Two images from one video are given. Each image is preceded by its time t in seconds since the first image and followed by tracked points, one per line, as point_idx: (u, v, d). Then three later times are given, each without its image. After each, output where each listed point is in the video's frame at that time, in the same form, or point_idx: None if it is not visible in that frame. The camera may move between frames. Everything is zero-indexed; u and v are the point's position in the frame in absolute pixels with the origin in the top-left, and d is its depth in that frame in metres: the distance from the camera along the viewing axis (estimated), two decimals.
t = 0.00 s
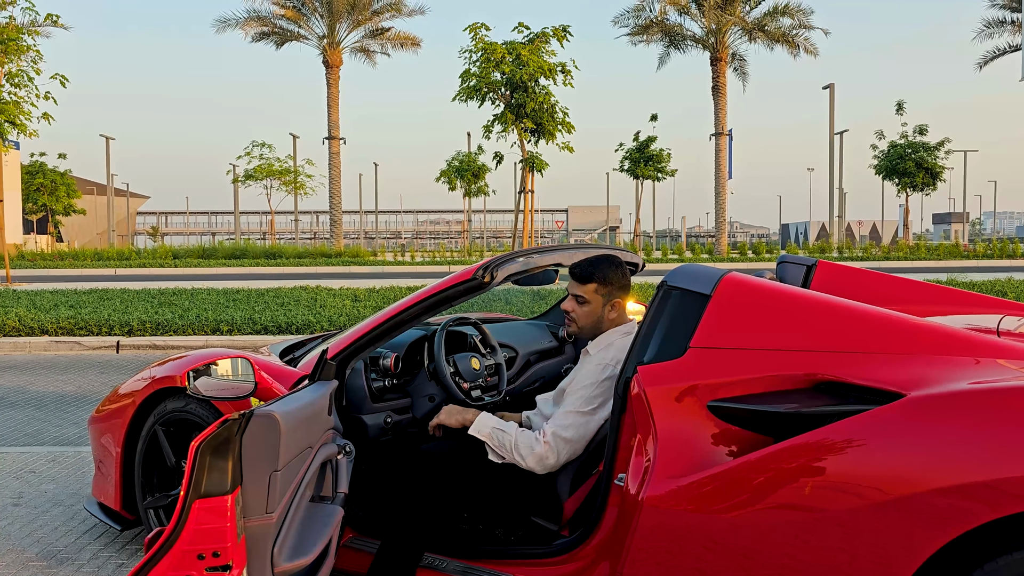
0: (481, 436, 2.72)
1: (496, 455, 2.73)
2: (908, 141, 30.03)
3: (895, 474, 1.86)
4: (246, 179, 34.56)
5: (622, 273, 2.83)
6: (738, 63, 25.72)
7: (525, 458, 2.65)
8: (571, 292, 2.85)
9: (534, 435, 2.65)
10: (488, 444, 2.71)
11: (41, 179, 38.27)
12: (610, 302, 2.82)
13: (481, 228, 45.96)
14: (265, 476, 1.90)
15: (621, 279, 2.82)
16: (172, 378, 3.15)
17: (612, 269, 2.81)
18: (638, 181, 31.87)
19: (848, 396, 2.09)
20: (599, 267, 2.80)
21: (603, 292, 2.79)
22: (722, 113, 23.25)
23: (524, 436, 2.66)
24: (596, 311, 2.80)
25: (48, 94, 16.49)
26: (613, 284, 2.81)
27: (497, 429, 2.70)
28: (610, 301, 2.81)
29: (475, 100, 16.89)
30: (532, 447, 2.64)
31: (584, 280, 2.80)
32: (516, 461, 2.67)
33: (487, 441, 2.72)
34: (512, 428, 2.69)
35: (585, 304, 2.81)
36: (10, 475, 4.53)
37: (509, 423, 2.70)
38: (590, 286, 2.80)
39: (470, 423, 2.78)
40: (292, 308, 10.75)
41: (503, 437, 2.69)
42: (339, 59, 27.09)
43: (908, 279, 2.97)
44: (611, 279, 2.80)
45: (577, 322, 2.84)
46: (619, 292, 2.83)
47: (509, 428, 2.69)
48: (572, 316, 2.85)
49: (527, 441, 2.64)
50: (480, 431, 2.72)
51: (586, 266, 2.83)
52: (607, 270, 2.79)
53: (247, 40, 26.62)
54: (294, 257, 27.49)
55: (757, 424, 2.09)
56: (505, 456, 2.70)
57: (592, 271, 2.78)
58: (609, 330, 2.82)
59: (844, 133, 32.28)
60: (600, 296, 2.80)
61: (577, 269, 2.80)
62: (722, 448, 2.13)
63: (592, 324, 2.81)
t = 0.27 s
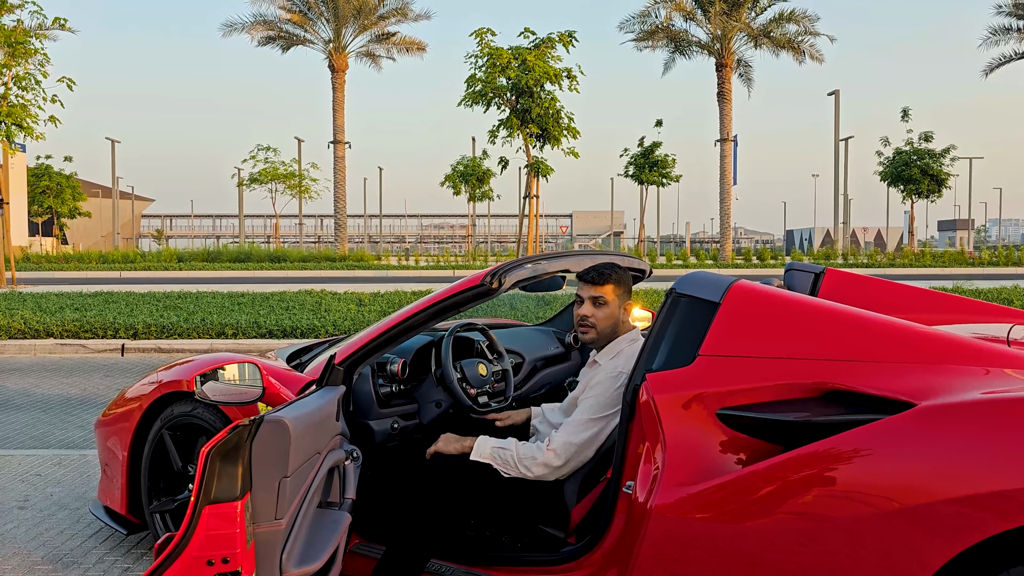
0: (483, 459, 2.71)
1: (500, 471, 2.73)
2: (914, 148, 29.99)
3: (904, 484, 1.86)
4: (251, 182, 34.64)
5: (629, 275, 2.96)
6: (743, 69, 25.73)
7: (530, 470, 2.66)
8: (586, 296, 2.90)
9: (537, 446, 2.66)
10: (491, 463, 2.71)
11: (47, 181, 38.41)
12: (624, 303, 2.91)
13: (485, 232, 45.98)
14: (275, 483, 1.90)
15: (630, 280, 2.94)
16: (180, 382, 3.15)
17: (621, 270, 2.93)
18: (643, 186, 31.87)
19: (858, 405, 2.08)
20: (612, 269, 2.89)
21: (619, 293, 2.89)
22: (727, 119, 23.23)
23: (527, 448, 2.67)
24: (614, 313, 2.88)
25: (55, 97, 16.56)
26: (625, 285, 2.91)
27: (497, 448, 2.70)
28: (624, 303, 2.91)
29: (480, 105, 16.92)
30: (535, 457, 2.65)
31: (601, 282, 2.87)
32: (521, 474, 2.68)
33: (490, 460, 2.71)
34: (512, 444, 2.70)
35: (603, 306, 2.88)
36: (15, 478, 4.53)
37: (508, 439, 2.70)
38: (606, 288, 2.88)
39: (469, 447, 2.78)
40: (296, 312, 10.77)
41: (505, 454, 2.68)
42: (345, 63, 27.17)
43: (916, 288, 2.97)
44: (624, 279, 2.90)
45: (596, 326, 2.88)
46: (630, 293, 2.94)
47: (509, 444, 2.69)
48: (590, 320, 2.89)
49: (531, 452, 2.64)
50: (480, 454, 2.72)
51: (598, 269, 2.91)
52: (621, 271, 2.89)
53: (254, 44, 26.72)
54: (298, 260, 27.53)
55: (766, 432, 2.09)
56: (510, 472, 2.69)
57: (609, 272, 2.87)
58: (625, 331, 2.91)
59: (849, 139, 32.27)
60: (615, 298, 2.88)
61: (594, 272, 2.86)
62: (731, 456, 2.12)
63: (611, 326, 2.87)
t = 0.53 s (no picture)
0: (488, 451, 2.72)
1: (505, 463, 2.75)
2: (917, 149, 29.94)
3: (911, 485, 1.85)
4: (254, 182, 34.67)
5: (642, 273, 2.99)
6: (746, 69, 25.71)
7: (536, 454, 2.69)
8: (602, 293, 2.91)
9: (542, 432, 2.70)
10: (496, 456, 2.72)
11: (50, 181, 38.44)
12: (638, 301, 2.94)
13: (488, 233, 45.98)
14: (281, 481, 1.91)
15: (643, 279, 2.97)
16: (185, 381, 3.15)
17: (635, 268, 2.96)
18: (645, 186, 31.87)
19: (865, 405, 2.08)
20: (628, 267, 2.92)
21: (635, 290, 2.91)
22: (730, 120, 23.20)
23: (531, 435, 2.70)
24: (629, 310, 2.90)
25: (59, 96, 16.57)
26: (639, 283, 2.94)
27: (500, 437, 2.73)
28: (639, 301, 2.93)
29: (483, 106, 16.92)
30: (541, 441, 2.69)
31: (618, 280, 2.88)
32: (527, 460, 2.70)
33: (495, 452, 2.72)
34: (515, 432, 2.74)
35: (619, 303, 2.90)
36: (20, 477, 4.53)
37: (510, 428, 2.74)
38: (623, 285, 2.90)
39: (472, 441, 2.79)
40: (300, 312, 10.77)
41: (509, 443, 2.71)
42: (348, 63, 27.17)
43: (923, 287, 2.96)
44: (639, 277, 2.93)
45: (611, 322, 2.89)
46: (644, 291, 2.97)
47: (513, 432, 2.74)
48: (605, 317, 2.90)
49: (537, 437, 2.68)
50: (484, 446, 2.74)
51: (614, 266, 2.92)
52: (637, 269, 2.91)
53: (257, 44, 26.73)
54: (300, 260, 27.54)
55: (774, 432, 2.08)
56: (516, 460, 2.71)
57: (626, 270, 2.88)
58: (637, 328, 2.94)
59: (851, 140, 32.26)
60: (631, 296, 2.91)
61: (611, 269, 2.88)
62: (737, 455, 2.12)
63: (626, 323, 2.89)
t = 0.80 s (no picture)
0: (502, 427, 2.80)
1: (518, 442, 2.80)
2: (917, 146, 29.93)
3: (912, 480, 1.85)
4: (253, 179, 34.64)
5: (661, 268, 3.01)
6: (746, 66, 25.70)
7: (549, 436, 2.73)
8: (620, 285, 2.94)
9: (558, 415, 2.74)
10: (509, 433, 2.79)
11: (49, 178, 38.38)
12: (656, 295, 2.96)
13: (487, 230, 45.97)
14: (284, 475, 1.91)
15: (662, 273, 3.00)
16: (186, 376, 3.15)
17: (654, 263, 2.98)
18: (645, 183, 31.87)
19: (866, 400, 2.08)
20: (647, 261, 2.94)
21: (654, 284, 2.93)
22: (730, 117, 23.20)
23: (548, 416, 2.75)
24: (647, 303, 2.93)
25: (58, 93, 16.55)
26: (658, 277, 2.96)
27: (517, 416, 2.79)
28: (657, 295, 2.95)
29: (483, 102, 16.91)
30: (556, 423, 2.73)
31: (638, 272, 2.91)
32: (540, 441, 2.74)
33: (507, 430, 2.79)
34: (532, 412, 2.78)
35: (637, 295, 2.92)
36: (21, 473, 4.54)
37: (528, 409, 2.79)
38: (642, 278, 2.92)
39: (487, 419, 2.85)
40: (300, 309, 10.77)
41: (525, 422, 2.77)
42: (348, 60, 27.13)
43: (923, 283, 2.96)
44: (658, 271, 2.96)
45: (628, 314, 2.92)
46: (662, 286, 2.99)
47: (530, 413, 2.78)
48: (622, 308, 2.93)
49: (552, 417, 2.72)
50: (499, 422, 2.80)
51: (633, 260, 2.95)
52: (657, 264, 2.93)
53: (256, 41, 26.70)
54: (300, 258, 27.53)
55: (776, 426, 2.09)
56: (529, 440, 2.77)
57: (646, 264, 2.91)
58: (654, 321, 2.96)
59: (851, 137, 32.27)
60: (650, 290, 2.93)
61: (631, 262, 2.91)
62: (739, 450, 2.13)
63: (642, 315, 2.92)
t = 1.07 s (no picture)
0: (506, 432, 2.70)
1: (525, 448, 2.72)
2: (915, 137, 29.91)
3: (910, 470, 1.86)
4: (251, 171, 34.55)
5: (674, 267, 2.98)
6: (745, 57, 25.64)
7: (558, 440, 2.66)
8: (628, 275, 2.92)
9: (565, 417, 2.68)
10: (515, 438, 2.70)
11: (45, 170, 38.22)
12: (664, 290, 2.93)
13: (486, 222, 45.93)
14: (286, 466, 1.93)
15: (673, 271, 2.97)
16: (185, 369, 3.16)
17: (667, 260, 2.96)
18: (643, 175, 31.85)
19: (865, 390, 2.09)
20: (659, 256, 2.92)
21: (662, 279, 2.90)
22: (728, 109, 23.17)
23: (554, 419, 2.68)
24: (652, 296, 2.89)
25: (55, 85, 16.48)
26: (669, 272, 2.93)
27: (521, 420, 2.71)
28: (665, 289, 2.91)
29: (481, 94, 16.87)
30: (564, 427, 2.66)
31: (647, 264, 2.88)
32: (549, 445, 2.67)
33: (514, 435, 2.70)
34: (538, 416, 2.71)
35: (644, 288, 2.89)
36: (20, 465, 4.54)
37: (532, 412, 2.71)
38: (651, 271, 2.89)
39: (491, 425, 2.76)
40: (298, 301, 10.76)
41: (531, 427, 2.69)
42: (345, 51, 27.02)
43: (923, 275, 2.96)
44: (669, 267, 2.93)
45: (632, 304, 2.91)
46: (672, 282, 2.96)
47: (535, 416, 2.71)
48: (627, 298, 2.92)
49: (559, 423, 2.65)
50: (503, 427, 2.72)
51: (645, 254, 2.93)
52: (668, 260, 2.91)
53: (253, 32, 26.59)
54: (298, 250, 27.49)
55: (776, 418, 2.10)
56: (537, 445, 2.69)
57: (656, 257, 2.90)
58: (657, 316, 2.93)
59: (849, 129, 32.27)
60: (657, 283, 2.89)
61: (642, 253, 2.89)
62: (738, 441, 2.14)
63: (646, 308, 2.90)
